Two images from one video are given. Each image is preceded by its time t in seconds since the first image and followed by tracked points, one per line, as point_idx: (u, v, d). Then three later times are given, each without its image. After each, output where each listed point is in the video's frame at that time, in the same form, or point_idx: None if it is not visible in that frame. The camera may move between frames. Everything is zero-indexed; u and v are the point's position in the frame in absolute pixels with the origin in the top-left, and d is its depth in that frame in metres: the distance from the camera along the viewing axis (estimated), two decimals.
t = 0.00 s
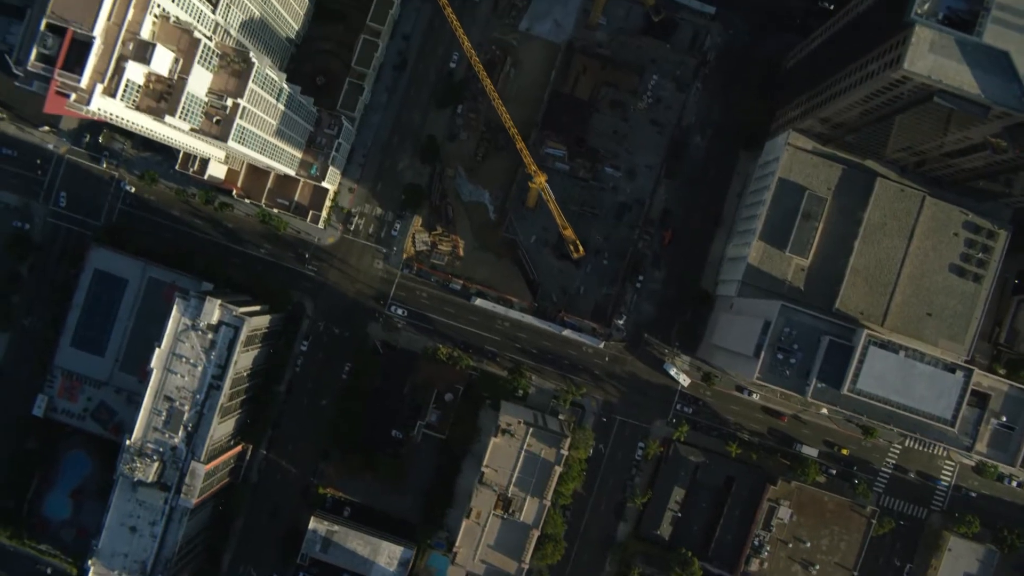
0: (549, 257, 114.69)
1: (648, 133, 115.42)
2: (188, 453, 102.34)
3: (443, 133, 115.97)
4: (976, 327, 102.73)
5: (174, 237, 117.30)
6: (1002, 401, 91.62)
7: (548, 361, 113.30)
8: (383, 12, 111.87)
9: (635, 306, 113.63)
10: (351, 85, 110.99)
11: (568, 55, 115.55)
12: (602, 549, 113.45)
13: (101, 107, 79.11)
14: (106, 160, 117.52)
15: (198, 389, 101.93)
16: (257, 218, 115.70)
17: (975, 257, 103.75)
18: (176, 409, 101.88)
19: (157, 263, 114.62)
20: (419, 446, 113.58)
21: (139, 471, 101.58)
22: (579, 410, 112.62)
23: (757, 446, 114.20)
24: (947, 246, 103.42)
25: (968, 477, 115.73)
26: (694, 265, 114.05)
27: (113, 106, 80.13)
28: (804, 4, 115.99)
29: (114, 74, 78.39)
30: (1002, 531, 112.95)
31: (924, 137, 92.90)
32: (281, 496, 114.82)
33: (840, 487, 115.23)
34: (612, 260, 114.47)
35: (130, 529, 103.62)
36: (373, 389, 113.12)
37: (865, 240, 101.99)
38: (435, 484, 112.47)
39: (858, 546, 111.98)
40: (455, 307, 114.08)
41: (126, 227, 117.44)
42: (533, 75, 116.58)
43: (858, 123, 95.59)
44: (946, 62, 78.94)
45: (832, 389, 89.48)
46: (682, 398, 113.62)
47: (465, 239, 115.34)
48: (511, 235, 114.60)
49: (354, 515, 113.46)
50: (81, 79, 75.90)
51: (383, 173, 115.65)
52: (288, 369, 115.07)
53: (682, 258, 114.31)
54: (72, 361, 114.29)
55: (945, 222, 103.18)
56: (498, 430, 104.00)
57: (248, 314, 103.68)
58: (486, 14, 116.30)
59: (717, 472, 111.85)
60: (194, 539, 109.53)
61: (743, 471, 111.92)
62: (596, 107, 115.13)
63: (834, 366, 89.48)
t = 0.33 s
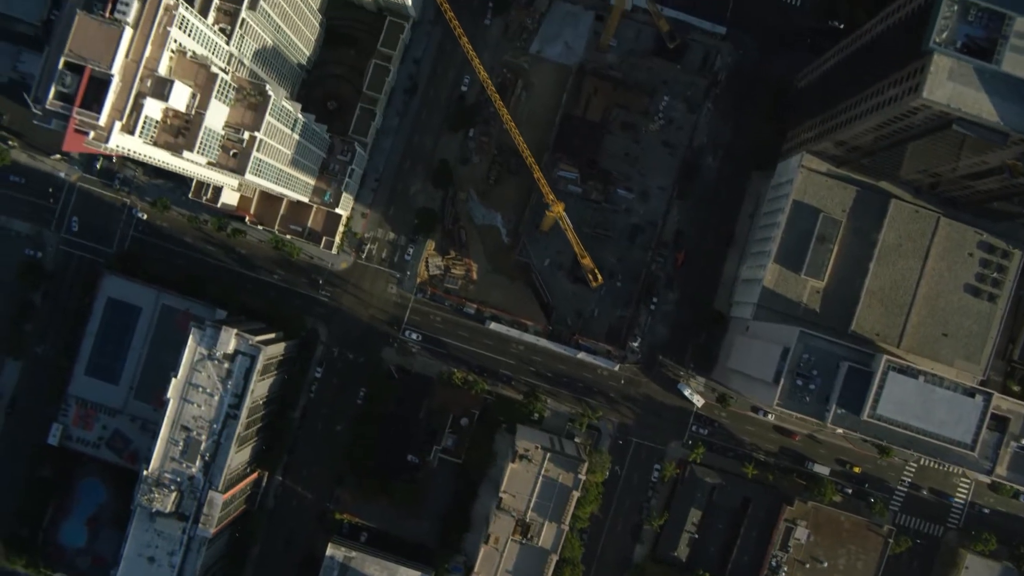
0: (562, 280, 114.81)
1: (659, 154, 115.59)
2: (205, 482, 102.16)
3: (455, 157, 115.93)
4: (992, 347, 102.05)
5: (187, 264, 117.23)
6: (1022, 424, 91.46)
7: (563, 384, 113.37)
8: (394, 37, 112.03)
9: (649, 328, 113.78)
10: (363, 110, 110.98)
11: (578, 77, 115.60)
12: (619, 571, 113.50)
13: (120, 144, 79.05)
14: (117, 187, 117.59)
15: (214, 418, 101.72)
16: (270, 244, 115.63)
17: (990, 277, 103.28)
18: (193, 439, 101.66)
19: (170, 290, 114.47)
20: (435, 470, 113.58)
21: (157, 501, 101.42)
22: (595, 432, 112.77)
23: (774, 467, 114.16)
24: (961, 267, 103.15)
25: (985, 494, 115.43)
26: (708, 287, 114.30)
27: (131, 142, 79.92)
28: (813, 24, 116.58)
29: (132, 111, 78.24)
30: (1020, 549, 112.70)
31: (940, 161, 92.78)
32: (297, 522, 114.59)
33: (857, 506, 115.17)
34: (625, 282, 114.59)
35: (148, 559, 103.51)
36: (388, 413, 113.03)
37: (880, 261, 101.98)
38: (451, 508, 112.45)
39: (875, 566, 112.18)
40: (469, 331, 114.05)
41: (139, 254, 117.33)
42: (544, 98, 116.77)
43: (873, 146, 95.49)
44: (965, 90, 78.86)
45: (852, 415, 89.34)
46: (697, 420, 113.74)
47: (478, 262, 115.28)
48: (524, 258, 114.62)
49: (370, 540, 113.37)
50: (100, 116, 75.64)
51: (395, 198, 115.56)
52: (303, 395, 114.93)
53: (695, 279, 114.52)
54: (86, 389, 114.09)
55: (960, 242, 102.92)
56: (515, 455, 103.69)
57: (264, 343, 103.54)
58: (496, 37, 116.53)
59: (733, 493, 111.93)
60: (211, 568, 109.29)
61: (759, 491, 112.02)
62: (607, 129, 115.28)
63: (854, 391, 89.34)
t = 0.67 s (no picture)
0: (576, 301, 114.85)
1: (672, 175, 115.71)
2: (223, 511, 101.99)
3: (467, 179, 115.92)
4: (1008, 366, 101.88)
5: (200, 289, 117.10)
6: None
7: (578, 406, 113.53)
8: (405, 61, 111.97)
9: (663, 349, 113.99)
10: (375, 135, 110.97)
11: (590, 98, 115.73)
12: None
13: (139, 180, 78.97)
14: (129, 214, 117.62)
15: (232, 447, 101.60)
16: (283, 270, 115.53)
17: (1005, 295, 103.04)
18: (210, 468, 101.42)
19: (184, 317, 114.41)
20: (451, 494, 113.50)
21: (176, 531, 101.19)
22: (611, 454, 112.95)
23: (791, 486, 114.18)
24: (976, 285, 102.89)
25: (1000, 510, 115.42)
26: (722, 308, 114.54)
27: (150, 178, 79.85)
28: (824, 41, 116.72)
29: (151, 147, 78.27)
30: None
31: (956, 183, 92.78)
32: (314, 548, 114.42)
33: (874, 524, 115.06)
34: (639, 303, 114.78)
35: None
36: (403, 437, 112.78)
37: (895, 282, 101.95)
38: (469, 532, 112.40)
39: None
40: (484, 354, 114.05)
41: (152, 280, 117.15)
42: (555, 119, 116.80)
43: (888, 168, 95.42)
44: (983, 117, 78.93)
45: (872, 440, 89.25)
46: (713, 440, 113.79)
47: (492, 284, 115.20)
48: (538, 280, 114.68)
49: (388, 564, 113.39)
50: (119, 154, 75.70)
51: (408, 221, 115.52)
52: (318, 420, 114.85)
53: (709, 300, 114.74)
54: (102, 417, 114.03)
55: (975, 261, 102.77)
56: (533, 480, 103.61)
57: (281, 371, 103.42)
58: (506, 59, 116.70)
59: (750, 513, 111.96)
60: None
61: (776, 511, 111.95)
62: (619, 150, 115.42)
63: (875, 416, 89.20)
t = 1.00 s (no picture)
0: (590, 322, 114.80)
1: (684, 194, 115.77)
2: (242, 539, 101.74)
3: (479, 202, 115.80)
4: None
5: (213, 315, 116.95)
6: None
7: (594, 427, 113.65)
8: (416, 84, 112.03)
9: (678, 369, 114.03)
10: (388, 159, 110.93)
11: (601, 119, 115.76)
12: None
13: (158, 216, 78.73)
14: (142, 240, 117.54)
15: (250, 475, 101.49)
16: (296, 294, 115.44)
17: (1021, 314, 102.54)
18: (229, 496, 101.31)
19: (198, 342, 114.22)
20: (468, 517, 113.51)
21: (195, 559, 101.01)
22: (627, 475, 112.99)
23: (807, 505, 114.17)
24: (992, 303, 102.36)
25: (1018, 527, 115.04)
26: (736, 327, 114.66)
27: (169, 213, 79.68)
28: (834, 59, 116.91)
29: (170, 183, 78.19)
30: None
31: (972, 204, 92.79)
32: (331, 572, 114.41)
33: (891, 541, 114.86)
34: (653, 323, 114.87)
35: None
36: (420, 461, 112.77)
37: (910, 301, 101.76)
38: (486, 555, 112.34)
39: None
40: (499, 377, 114.02)
41: (165, 306, 117.03)
42: (567, 140, 116.82)
43: (905, 189, 95.42)
44: (1004, 142, 78.82)
45: (893, 463, 89.22)
46: (729, 459, 113.84)
47: (506, 306, 115.16)
48: (552, 302, 114.61)
49: None
50: (139, 191, 75.64)
51: (421, 244, 115.49)
52: (334, 444, 114.76)
53: (723, 320, 114.81)
54: (117, 445, 113.92)
55: (990, 279, 102.30)
56: (551, 503, 103.86)
57: (297, 398, 103.34)
58: (517, 81, 116.70)
59: (768, 532, 111.81)
60: None
61: (792, 530, 111.99)
62: (631, 170, 115.41)
63: (895, 439, 89.21)
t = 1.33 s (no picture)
0: (605, 342, 114.86)
1: (697, 214, 115.87)
2: (261, 567, 101.50)
3: (492, 224, 115.83)
4: None
5: (228, 340, 116.86)
6: None
7: (611, 448, 113.76)
8: (428, 107, 112.04)
9: (693, 389, 114.14)
10: (400, 183, 110.94)
11: (613, 139, 115.81)
12: None
13: (178, 252, 78.57)
14: (154, 265, 117.25)
15: (268, 503, 101.31)
16: (309, 318, 115.37)
17: None
18: (247, 524, 101.11)
19: (213, 368, 114.10)
20: (486, 539, 113.30)
21: None
22: (644, 496, 112.90)
23: (824, 522, 114.05)
24: (1008, 320, 102.08)
25: None
26: (750, 346, 114.88)
27: (189, 248, 79.55)
28: (845, 76, 117.24)
29: (190, 218, 78.05)
30: None
31: (988, 225, 92.78)
32: None
33: (908, 557, 114.60)
34: (668, 342, 114.99)
35: None
36: (437, 483, 112.81)
37: (926, 319, 101.60)
38: None
39: None
40: (514, 399, 114.09)
41: (179, 332, 116.92)
42: (579, 160, 116.87)
43: (922, 210, 95.41)
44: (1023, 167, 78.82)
45: (914, 485, 89.26)
46: (745, 478, 113.83)
47: (520, 328, 115.24)
48: (566, 323, 114.51)
49: None
50: (159, 227, 75.58)
51: (434, 267, 115.47)
52: (350, 468, 114.60)
53: (737, 338, 114.97)
54: (133, 472, 113.75)
55: (1006, 296, 102.05)
56: (570, 526, 103.50)
57: (314, 425, 103.23)
58: (529, 102, 116.75)
59: (785, 551, 112.17)
60: None
61: (808, 547, 112.44)
62: (644, 190, 115.42)
63: (915, 462, 89.29)
